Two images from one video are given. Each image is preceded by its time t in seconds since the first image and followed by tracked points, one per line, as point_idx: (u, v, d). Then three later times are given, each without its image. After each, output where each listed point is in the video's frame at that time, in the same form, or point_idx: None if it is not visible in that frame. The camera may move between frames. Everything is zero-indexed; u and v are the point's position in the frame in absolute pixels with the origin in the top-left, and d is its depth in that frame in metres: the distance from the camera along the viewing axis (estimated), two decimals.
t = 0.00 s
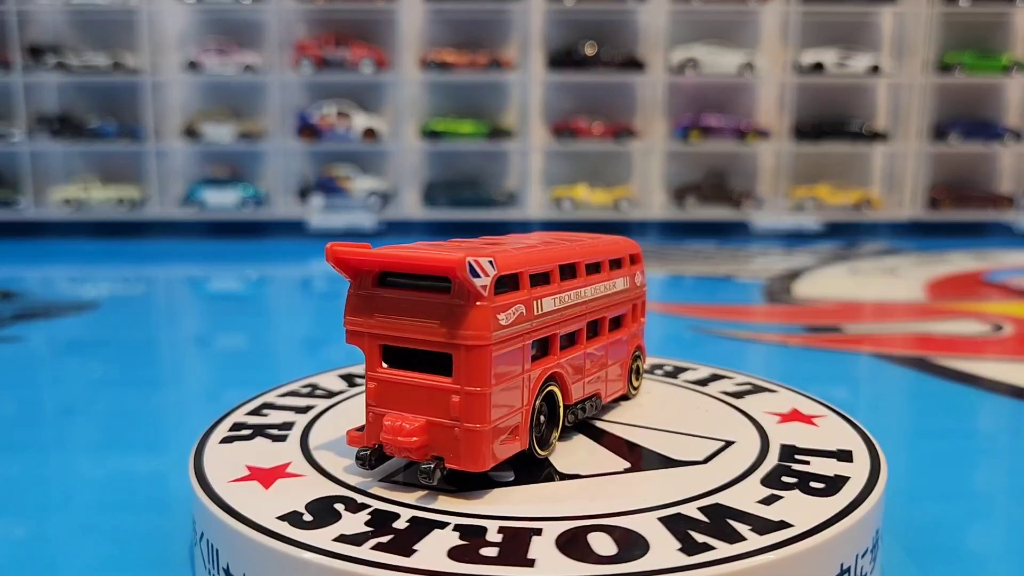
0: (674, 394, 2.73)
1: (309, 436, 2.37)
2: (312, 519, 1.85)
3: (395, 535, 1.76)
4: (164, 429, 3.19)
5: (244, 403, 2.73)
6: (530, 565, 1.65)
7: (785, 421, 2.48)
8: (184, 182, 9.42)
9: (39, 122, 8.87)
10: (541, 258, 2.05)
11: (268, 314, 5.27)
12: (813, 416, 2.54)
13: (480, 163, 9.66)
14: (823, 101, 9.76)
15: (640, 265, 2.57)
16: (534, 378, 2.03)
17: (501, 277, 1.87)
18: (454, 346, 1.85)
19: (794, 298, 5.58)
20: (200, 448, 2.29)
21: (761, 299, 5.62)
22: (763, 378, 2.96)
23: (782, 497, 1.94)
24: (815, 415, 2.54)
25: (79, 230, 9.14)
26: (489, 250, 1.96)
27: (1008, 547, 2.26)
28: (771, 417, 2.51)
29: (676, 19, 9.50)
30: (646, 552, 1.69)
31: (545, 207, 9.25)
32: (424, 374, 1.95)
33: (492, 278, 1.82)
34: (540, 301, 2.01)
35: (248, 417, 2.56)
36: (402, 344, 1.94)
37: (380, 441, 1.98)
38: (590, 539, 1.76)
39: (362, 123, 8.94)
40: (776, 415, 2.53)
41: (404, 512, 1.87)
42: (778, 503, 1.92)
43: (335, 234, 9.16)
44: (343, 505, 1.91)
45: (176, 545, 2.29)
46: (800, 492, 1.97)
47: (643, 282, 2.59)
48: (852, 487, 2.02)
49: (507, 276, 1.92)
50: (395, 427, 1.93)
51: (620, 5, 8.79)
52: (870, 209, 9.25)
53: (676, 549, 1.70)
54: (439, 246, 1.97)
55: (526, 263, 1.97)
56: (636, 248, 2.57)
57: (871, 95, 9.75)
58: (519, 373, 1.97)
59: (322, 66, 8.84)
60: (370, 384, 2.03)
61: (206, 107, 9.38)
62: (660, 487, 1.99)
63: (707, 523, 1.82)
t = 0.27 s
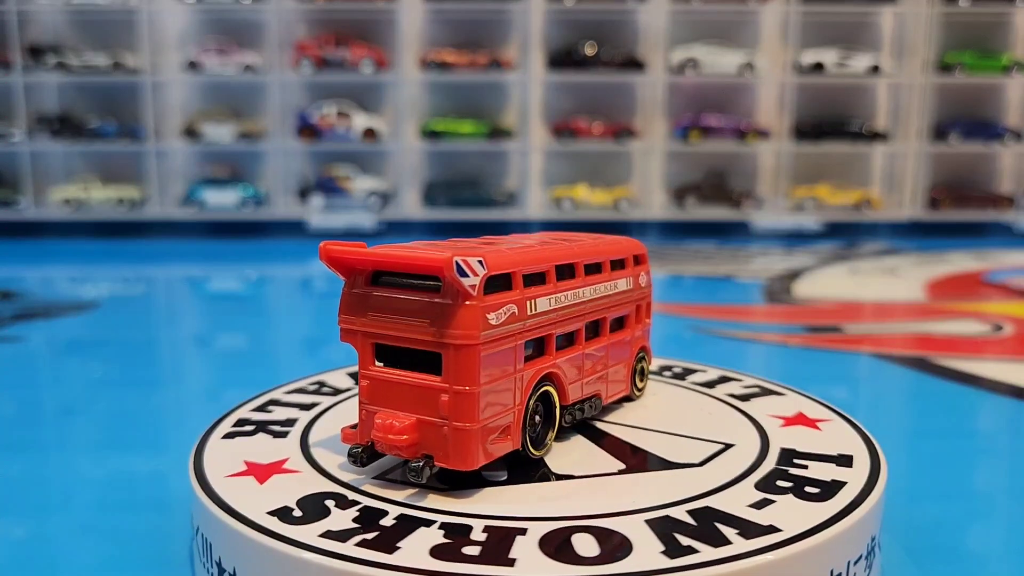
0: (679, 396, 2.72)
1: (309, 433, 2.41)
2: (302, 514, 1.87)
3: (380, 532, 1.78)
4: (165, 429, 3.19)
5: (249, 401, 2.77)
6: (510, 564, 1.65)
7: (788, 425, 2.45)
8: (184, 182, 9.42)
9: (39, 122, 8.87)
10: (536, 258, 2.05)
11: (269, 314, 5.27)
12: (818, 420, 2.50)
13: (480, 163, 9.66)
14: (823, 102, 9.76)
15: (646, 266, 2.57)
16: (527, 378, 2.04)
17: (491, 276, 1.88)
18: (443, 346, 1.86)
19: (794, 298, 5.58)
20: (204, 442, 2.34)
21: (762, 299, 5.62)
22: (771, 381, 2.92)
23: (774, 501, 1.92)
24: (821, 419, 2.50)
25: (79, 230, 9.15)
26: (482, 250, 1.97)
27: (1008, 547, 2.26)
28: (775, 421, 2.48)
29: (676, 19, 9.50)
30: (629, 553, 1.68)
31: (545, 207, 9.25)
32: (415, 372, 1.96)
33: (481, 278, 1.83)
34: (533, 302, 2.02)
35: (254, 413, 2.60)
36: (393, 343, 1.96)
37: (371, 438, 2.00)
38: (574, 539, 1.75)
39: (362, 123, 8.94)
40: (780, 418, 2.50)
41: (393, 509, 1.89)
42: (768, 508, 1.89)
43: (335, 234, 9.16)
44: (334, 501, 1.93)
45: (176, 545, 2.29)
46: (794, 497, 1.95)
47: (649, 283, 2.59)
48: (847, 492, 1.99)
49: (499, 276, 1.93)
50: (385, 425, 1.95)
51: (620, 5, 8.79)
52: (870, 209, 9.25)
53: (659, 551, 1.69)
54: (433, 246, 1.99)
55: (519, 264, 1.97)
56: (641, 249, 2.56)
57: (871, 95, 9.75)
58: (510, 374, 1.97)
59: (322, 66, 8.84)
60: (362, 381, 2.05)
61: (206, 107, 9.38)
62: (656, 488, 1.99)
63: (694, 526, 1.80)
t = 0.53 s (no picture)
0: (684, 397, 2.70)
1: (310, 429, 2.43)
2: (292, 510, 1.90)
3: (366, 528, 1.80)
4: (165, 429, 3.19)
5: (256, 397, 2.81)
6: (489, 564, 1.65)
7: (791, 429, 2.42)
8: (184, 182, 9.42)
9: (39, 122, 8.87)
10: (532, 258, 2.05)
11: (269, 314, 5.27)
12: (823, 424, 2.47)
13: (480, 163, 9.66)
14: (823, 102, 9.76)
15: (651, 267, 2.57)
16: (521, 378, 2.04)
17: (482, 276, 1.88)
18: (433, 345, 1.87)
19: (794, 298, 5.58)
20: (207, 436, 2.38)
21: (762, 299, 5.62)
22: (779, 383, 2.89)
23: (766, 505, 1.90)
24: (826, 424, 2.47)
25: (79, 230, 9.15)
26: (476, 250, 1.98)
27: (1008, 547, 2.26)
28: (778, 424, 2.45)
29: (676, 19, 9.50)
30: (610, 556, 1.68)
31: (545, 207, 9.25)
32: (407, 371, 1.97)
33: (471, 278, 1.83)
34: (527, 302, 2.02)
35: (258, 410, 2.63)
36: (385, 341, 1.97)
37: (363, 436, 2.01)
38: (558, 539, 1.75)
39: (362, 123, 8.94)
40: (783, 422, 2.47)
41: (381, 506, 1.90)
42: (758, 512, 1.87)
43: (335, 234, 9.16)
44: (325, 498, 1.95)
45: (176, 545, 2.29)
46: (785, 501, 1.92)
47: (654, 284, 2.58)
48: (842, 496, 1.96)
49: (491, 275, 1.93)
50: (376, 423, 1.96)
51: (620, 5, 8.79)
52: (870, 209, 9.25)
53: (641, 554, 1.68)
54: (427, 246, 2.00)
55: (512, 264, 1.98)
56: (647, 250, 2.56)
57: (871, 95, 9.75)
58: (502, 373, 1.97)
59: (322, 66, 8.84)
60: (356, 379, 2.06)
61: (206, 107, 9.38)
62: (652, 489, 1.98)
63: (681, 529, 1.79)
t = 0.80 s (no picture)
0: (689, 399, 2.68)
1: (312, 426, 2.46)
2: (283, 505, 1.92)
3: (352, 525, 1.81)
4: (165, 429, 3.19)
5: (264, 394, 2.84)
6: (469, 562, 1.65)
7: (794, 433, 2.39)
8: (184, 183, 9.42)
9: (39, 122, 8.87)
10: (526, 258, 2.06)
11: (268, 314, 5.27)
12: (826, 428, 2.43)
13: (480, 163, 9.67)
14: (824, 102, 9.76)
15: (656, 268, 2.56)
16: (514, 378, 2.04)
17: (472, 275, 1.89)
18: (422, 343, 1.88)
19: (794, 298, 5.58)
20: (211, 431, 2.43)
21: (761, 299, 5.62)
22: (788, 386, 2.86)
23: (756, 510, 1.88)
24: (830, 428, 2.43)
25: (79, 230, 9.15)
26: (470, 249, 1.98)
27: (1009, 547, 2.26)
28: (780, 428, 2.42)
29: (677, 19, 9.50)
30: (590, 558, 1.67)
31: (545, 207, 9.25)
32: (399, 369, 1.99)
33: (460, 278, 1.84)
34: (521, 301, 2.02)
35: (265, 406, 2.67)
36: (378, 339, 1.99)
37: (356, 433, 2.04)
38: (541, 540, 1.75)
39: (362, 123, 8.94)
40: (786, 426, 2.44)
41: (370, 503, 1.92)
42: (748, 516, 1.85)
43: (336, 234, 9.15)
44: (316, 493, 1.98)
45: (176, 545, 2.29)
46: (776, 506, 1.90)
47: (659, 285, 2.57)
48: (837, 500, 1.95)
49: (482, 275, 1.94)
50: (368, 420, 1.98)
51: (620, 5, 8.79)
52: (870, 209, 9.25)
53: (622, 556, 1.67)
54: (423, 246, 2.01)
55: (505, 264, 1.98)
56: (652, 252, 2.56)
57: (871, 95, 9.75)
58: (493, 373, 1.98)
59: (322, 66, 8.84)
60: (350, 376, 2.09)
61: (206, 107, 9.38)
62: (647, 489, 1.98)
63: (666, 531, 1.78)
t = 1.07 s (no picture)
0: (694, 400, 2.66)
1: (314, 422, 2.48)
2: (275, 500, 1.95)
3: (339, 521, 1.83)
4: (165, 429, 3.19)
5: (272, 390, 2.87)
6: (449, 561, 1.66)
7: (796, 436, 2.36)
8: (184, 183, 9.42)
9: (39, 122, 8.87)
10: (522, 258, 2.06)
11: (268, 314, 5.27)
12: (830, 432, 2.39)
13: (480, 163, 9.67)
14: (824, 102, 9.76)
15: (660, 269, 2.56)
16: (506, 378, 2.04)
17: (463, 274, 1.90)
18: (411, 342, 1.89)
19: (794, 298, 5.58)
20: (214, 427, 2.46)
21: (761, 299, 5.62)
22: (798, 389, 2.82)
23: (745, 514, 1.86)
24: (834, 432, 2.39)
25: (79, 230, 9.15)
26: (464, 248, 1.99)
27: (1009, 547, 2.26)
28: (782, 431, 2.39)
29: (677, 19, 9.50)
30: (570, 558, 1.67)
31: (545, 207, 9.25)
32: (391, 367, 2.01)
33: (450, 277, 1.85)
34: (514, 301, 2.03)
35: (271, 402, 2.70)
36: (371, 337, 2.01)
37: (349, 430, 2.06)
38: (524, 539, 1.75)
39: (362, 123, 8.94)
40: (789, 429, 2.41)
41: (359, 499, 1.93)
42: (737, 519, 1.84)
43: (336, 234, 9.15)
44: (309, 489, 2.00)
45: (176, 545, 2.29)
46: (766, 511, 1.87)
47: (663, 285, 2.57)
48: (838, 498, 1.95)
49: (475, 275, 1.95)
50: (360, 418, 2.00)
51: (620, 5, 8.79)
52: (870, 209, 9.25)
53: (602, 557, 1.67)
54: (418, 245, 2.02)
55: (498, 264, 1.99)
56: (657, 253, 2.55)
57: (871, 95, 9.75)
58: (484, 373, 1.98)
59: (322, 66, 8.84)
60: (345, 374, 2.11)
61: (206, 107, 9.38)
62: (646, 490, 1.98)
63: (651, 533, 1.77)
